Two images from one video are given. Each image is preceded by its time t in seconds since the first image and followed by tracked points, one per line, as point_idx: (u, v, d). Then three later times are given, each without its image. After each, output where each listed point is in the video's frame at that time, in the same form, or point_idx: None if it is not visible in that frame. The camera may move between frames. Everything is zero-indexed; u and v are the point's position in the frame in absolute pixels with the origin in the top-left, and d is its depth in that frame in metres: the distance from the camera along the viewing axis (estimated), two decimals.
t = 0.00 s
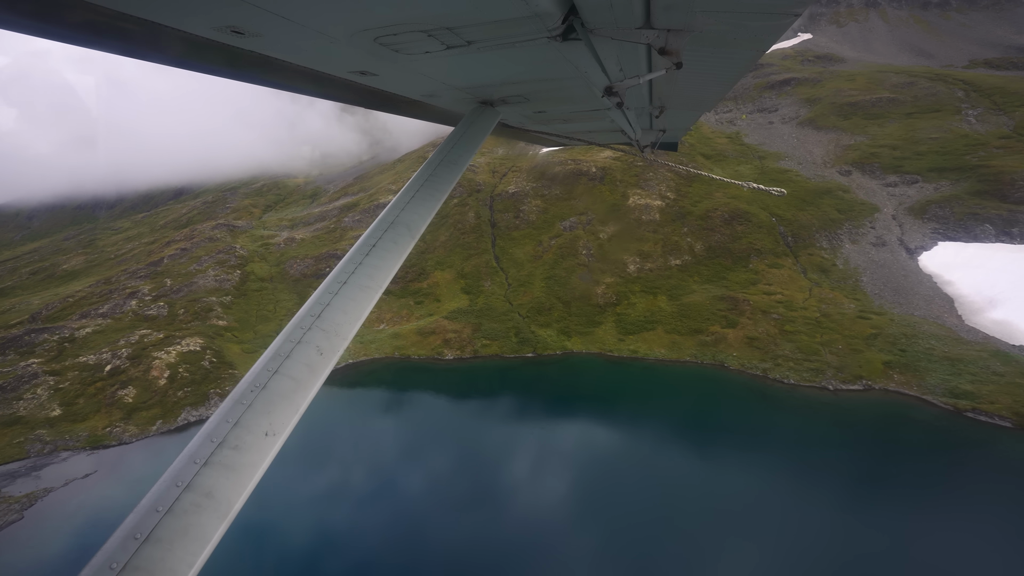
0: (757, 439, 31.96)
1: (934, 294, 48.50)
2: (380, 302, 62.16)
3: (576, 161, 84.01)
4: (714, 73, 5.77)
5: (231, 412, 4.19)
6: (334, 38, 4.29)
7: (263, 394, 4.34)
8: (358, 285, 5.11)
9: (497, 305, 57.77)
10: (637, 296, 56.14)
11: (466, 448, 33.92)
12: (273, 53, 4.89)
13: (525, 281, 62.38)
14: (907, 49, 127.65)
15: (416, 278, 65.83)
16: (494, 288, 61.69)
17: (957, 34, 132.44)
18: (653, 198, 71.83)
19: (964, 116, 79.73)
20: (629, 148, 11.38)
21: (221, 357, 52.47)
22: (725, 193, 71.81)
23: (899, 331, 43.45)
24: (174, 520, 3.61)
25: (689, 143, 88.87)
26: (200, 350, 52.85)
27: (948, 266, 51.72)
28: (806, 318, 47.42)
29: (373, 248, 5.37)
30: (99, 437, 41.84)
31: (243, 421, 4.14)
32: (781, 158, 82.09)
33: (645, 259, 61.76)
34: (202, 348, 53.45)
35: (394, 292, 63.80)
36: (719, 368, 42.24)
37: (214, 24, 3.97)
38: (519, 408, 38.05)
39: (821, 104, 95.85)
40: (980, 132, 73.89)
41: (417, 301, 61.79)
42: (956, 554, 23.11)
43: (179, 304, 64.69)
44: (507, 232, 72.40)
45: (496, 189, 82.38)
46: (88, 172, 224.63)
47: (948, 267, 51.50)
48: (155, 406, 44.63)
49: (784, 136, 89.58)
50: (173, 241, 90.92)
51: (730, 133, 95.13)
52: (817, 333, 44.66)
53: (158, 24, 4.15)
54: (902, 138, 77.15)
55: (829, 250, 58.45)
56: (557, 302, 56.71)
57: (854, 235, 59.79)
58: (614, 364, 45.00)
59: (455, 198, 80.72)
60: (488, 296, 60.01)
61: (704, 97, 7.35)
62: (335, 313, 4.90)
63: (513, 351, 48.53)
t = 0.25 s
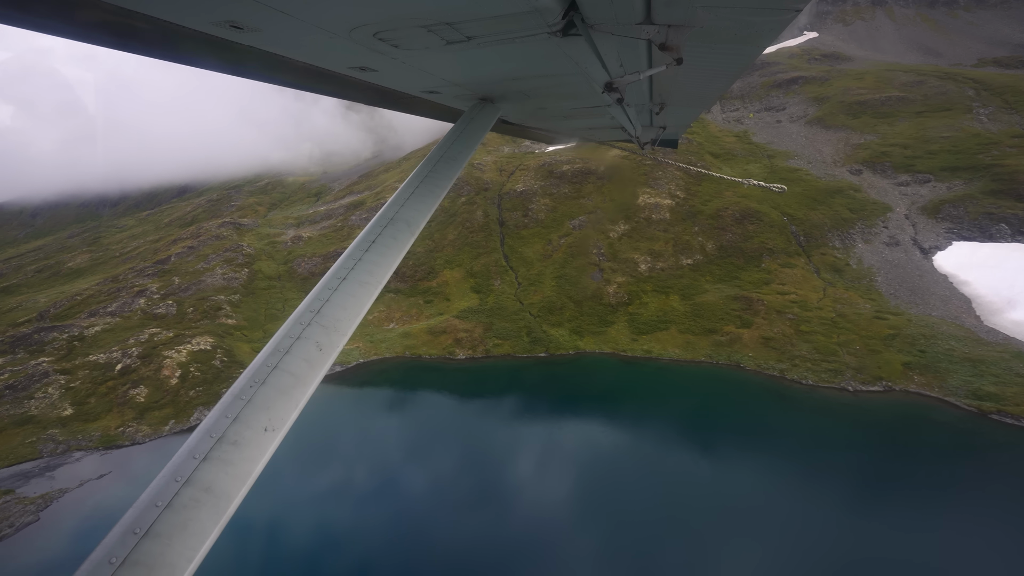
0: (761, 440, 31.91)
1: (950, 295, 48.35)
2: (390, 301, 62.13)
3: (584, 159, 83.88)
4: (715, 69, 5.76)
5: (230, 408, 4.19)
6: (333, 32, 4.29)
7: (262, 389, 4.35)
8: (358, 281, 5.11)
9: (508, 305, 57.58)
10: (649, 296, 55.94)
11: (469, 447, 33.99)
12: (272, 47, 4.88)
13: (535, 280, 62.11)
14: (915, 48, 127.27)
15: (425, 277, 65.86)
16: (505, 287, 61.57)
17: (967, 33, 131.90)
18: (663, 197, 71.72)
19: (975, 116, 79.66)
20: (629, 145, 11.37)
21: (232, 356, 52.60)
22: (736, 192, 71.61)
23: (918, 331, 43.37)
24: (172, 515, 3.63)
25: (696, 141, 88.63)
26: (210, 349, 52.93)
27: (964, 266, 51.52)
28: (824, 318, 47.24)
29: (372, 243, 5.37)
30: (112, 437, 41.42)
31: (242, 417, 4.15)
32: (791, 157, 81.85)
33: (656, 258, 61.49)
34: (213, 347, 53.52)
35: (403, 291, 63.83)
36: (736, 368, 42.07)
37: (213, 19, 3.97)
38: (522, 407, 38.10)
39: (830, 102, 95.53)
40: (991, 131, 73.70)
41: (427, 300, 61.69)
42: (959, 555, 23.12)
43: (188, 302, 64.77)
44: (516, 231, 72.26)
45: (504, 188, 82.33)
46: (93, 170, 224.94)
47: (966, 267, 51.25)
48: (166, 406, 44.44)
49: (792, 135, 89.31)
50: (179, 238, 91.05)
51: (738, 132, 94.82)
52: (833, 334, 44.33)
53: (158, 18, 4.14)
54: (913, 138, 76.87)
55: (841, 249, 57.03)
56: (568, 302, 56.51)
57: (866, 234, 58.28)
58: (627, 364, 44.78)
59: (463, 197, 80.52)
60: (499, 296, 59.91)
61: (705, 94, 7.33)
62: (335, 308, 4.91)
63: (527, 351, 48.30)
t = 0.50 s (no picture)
0: (765, 442, 31.93)
1: (966, 295, 48.13)
2: (399, 301, 62.07)
3: (592, 159, 83.93)
4: (716, 65, 5.75)
5: (229, 404, 4.20)
6: (333, 28, 4.29)
7: (260, 385, 4.35)
8: (357, 277, 5.12)
9: (519, 305, 57.50)
10: (662, 297, 55.74)
11: (471, 447, 34.06)
12: (271, 43, 4.89)
13: (545, 280, 61.95)
14: (923, 48, 126.79)
15: (434, 277, 65.84)
16: (514, 287, 61.49)
17: (975, 32, 131.50)
18: (673, 197, 71.69)
19: (986, 115, 79.47)
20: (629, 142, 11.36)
21: (243, 356, 53.36)
22: (746, 193, 71.54)
23: (937, 332, 43.22)
24: (171, 511, 3.64)
25: (703, 141, 88.50)
26: (221, 349, 53.45)
27: (980, 267, 51.23)
28: (840, 320, 47.02)
29: (371, 240, 5.37)
30: (124, 438, 41.21)
31: (241, 413, 4.16)
32: (799, 157, 81.80)
33: (667, 259, 61.34)
34: (223, 347, 53.97)
35: (412, 291, 63.87)
36: (752, 370, 41.90)
37: (212, 14, 3.97)
38: (525, 408, 38.18)
39: (838, 102, 95.27)
40: (1002, 131, 73.53)
41: (436, 300, 61.62)
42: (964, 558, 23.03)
43: (196, 302, 64.88)
44: (524, 231, 72.13)
45: (512, 188, 82.30)
46: (97, 169, 224.98)
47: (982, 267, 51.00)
48: (178, 407, 44.54)
49: (800, 135, 89.19)
50: (185, 237, 91.17)
51: (745, 132, 94.65)
52: (850, 336, 44.14)
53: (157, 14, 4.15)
54: (922, 138, 76.63)
55: (854, 251, 58.08)
56: (579, 302, 56.39)
57: (879, 235, 59.55)
58: (640, 365, 44.60)
59: (470, 197, 80.50)
60: (509, 296, 59.85)
61: (705, 90, 7.32)
62: (333, 304, 4.92)
63: (539, 352, 48.23)
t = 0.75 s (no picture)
0: (769, 449, 31.84)
1: (985, 301, 47.78)
2: (409, 306, 61.98)
3: (600, 163, 84.14)
4: (716, 66, 5.75)
5: (228, 406, 4.20)
6: (333, 31, 4.32)
7: (260, 387, 4.36)
8: (357, 279, 5.13)
9: (531, 310, 57.35)
10: (675, 302, 55.56)
11: (475, 451, 34.06)
12: (272, 46, 4.92)
13: (556, 285, 61.87)
14: (929, 52, 126.85)
15: (444, 281, 65.84)
16: (525, 292, 61.38)
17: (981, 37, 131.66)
18: (683, 202, 71.75)
19: (995, 119, 79.44)
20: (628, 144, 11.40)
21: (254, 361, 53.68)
22: (756, 197, 71.52)
23: (957, 337, 42.90)
24: (169, 514, 3.64)
25: (710, 145, 88.59)
26: (232, 354, 53.68)
27: (997, 272, 50.97)
28: (857, 326, 46.73)
29: (371, 242, 5.39)
30: (137, 444, 41.22)
31: (240, 415, 4.16)
32: (808, 162, 81.83)
33: (678, 263, 61.28)
34: (235, 352, 54.23)
35: (422, 296, 63.89)
36: (769, 376, 41.64)
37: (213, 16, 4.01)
38: (529, 412, 38.19)
39: (846, 107, 95.29)
40: (1012, 135, 73.49)
41: (445, 305, 61.59)
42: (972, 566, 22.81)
43: (205, 306, 65.11)
44: (533, 235, 72.15)
45: (520, 192, 82.46)
46: (104, 173, 226.07)
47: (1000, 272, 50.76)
48: (191, 413, 44.77)
49: (809, 140, 89.10)
50: (193, 241, 91.52)
51: (753, 136, 94.67)
52: (868, 341, 43.87)
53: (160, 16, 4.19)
54: (932, 142, 76.50)
55: (868, 256, 57.97)
56: (591, 307, 56.27)
57: (893, 239, 59.52)
58: (654, 371, 44.42)
59: (478, 201, 80.66)
60: (520, 301, 59.75)
61: (704, 92, 7.33)
62: (333, 306, 4.92)
63: (552, 357, 48.06)
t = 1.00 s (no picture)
0: (779, 455, 31.61)
1: (1010, 304, 47.04)
2: (422, 311, 61.98)
3: (611, 168, 84.21)
4: (719, 68, 5.74)
5: (233, 409, 4.23)
6: (336, 36, 4.37)
7: (264, 391, 4.38)
8: (360, 283, 5.15)
9: (546, 315, 57.18)
10: (692, 306, 55.29)
11: (482, 456, 34.04)
12: (276, 51, 4.96)
13: (570, 289, 61.85)
14: (940, 53, 126.05)
15: (457, 286, 65.92)
16: (539, 297, 61.24)
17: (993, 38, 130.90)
18: (696, 205, 71.62)
19: (1011, 120, 78.74)
20: (631, 145, 11.40)
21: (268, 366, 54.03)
22: (769, 200, 71.19)
23: (983, 340, 42.33)
24: (175, 518, 3.66)
25: (721, 148, 88.39)
26: (247, 360, 54.07)
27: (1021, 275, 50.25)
28: (878, 330, 46.18)
29: (375, 245, 5.42)
30: (156, 451, 41.49)
31: (245, 419, 4.18)
32: (821, 164, 81.44)
33: (694, 267, 61.09)
34: (250, 358, 54.63)
35: (435, 300, 63.91)
36: (791, 382, 41.20)
37: (216, 21, 4.05)
38: (536, 417, 38.15)
39: (857, 109, 94.79)
40: None
41: (458, 309, 61.63)
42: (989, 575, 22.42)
43: (219, 311, 65.62)
44: (546, 239, 72.22)
45: (531, 196, 82.63)
46: (115, 179, 228.55)
47: None
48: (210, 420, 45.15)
49: (821, 143, 88.63)
50: (204, 246, 92.29)
51: (764, 140, 94.34)
52: (892, 345, 43.37)
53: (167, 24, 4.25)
54: (947, 144, 75.89)
55: (886, 259, 57.50)
56: (607, 312, 56.07)
57: (911, 242, 58.99)
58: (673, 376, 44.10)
59: (489, 206, 80.89)
60: (534, 306, 59.61)
61: (706, 93, 7.31)
62: (336, 310, 4.94)
63: (569, 362, 47.79)
